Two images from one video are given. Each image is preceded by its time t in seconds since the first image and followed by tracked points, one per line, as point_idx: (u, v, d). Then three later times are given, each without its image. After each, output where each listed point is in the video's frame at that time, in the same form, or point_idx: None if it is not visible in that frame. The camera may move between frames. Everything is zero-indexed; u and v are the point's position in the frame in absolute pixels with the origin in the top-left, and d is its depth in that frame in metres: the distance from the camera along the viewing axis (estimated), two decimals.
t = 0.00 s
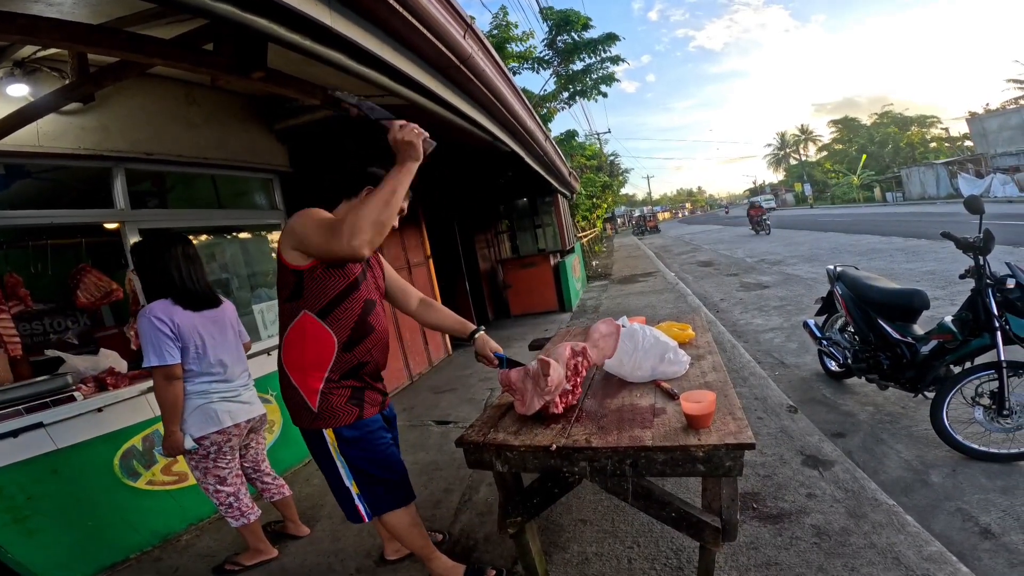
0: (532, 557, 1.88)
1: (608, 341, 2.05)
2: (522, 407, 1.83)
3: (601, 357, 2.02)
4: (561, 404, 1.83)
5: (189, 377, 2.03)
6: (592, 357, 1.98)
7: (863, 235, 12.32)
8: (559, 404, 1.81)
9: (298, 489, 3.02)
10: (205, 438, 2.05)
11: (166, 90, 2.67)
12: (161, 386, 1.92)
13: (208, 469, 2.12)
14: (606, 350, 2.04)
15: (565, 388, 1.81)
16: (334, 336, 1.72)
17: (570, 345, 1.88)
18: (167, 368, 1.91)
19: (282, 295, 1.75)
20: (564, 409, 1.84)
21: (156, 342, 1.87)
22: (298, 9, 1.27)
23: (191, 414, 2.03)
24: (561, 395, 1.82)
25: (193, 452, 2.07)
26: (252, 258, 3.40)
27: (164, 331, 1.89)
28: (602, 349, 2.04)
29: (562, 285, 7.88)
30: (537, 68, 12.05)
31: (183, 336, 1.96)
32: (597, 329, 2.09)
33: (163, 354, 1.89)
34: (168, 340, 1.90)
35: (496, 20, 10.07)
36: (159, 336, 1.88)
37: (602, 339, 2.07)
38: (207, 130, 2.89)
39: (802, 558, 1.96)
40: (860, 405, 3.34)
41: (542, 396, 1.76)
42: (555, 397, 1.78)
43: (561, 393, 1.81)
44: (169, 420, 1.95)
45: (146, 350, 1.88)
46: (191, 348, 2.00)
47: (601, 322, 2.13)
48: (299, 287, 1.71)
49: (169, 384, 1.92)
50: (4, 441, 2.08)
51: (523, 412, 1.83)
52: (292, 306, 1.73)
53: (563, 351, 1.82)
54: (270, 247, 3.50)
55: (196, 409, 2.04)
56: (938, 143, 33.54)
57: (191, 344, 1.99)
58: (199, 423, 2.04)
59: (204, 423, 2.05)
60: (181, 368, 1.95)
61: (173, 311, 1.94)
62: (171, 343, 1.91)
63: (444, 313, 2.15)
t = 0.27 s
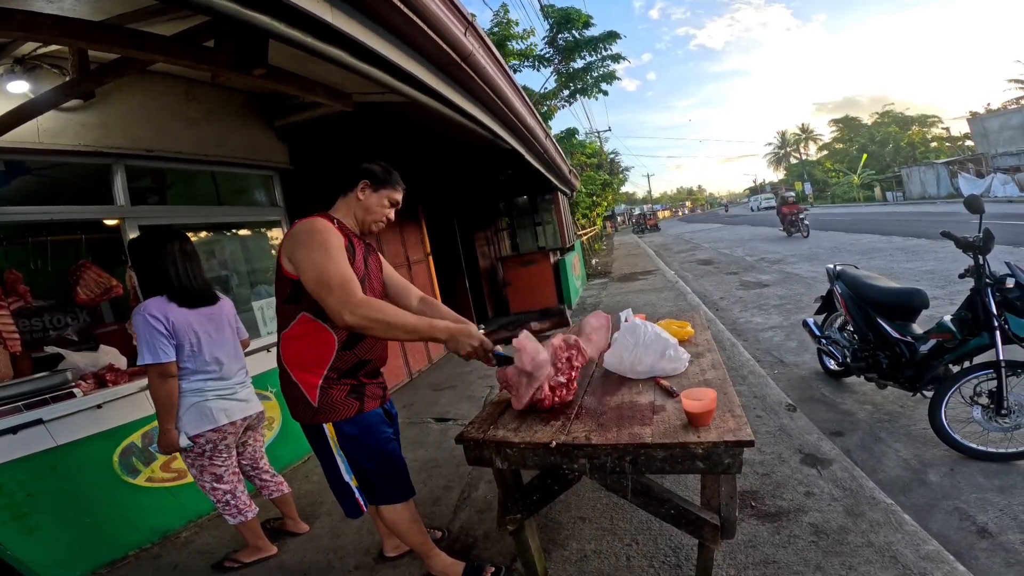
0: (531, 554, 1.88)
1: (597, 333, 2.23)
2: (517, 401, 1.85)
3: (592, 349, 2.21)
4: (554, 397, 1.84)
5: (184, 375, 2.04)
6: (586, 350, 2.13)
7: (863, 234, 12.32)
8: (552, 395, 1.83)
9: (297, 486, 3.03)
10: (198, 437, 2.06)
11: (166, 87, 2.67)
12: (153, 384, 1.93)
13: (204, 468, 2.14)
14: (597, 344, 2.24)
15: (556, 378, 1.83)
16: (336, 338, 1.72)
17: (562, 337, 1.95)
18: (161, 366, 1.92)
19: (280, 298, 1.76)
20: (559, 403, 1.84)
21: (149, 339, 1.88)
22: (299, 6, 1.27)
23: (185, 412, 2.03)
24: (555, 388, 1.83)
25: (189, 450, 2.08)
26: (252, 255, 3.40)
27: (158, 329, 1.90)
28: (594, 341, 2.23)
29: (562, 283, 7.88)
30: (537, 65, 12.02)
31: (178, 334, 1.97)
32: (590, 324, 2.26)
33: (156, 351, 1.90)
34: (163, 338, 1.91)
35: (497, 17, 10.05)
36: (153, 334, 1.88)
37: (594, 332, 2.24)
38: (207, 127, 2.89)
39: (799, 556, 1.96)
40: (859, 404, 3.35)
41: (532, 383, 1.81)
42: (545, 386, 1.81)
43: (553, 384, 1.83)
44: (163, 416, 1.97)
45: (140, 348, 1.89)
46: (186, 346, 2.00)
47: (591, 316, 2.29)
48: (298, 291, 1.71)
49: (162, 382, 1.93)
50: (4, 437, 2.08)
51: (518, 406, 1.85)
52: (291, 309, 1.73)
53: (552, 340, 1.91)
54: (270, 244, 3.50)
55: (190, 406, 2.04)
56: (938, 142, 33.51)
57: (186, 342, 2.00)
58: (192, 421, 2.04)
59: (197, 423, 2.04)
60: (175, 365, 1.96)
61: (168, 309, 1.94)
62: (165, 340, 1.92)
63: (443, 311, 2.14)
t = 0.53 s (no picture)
0: (531, 554, 1.88)
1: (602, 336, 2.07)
2: (517, 402, 1.85)
3: (598, 352, 2.03)
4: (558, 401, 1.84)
5: (176, 377, 2.04)
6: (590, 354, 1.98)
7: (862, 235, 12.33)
8: (556, 400, 1.82)
9: (297, 486, 3.02)
10: (191, 439, 2.05)
11: (166, 87, 2.67)
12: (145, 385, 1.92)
13: (199, 470, 2.13)
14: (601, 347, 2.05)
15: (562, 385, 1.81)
16: (327, 333, 1.72)
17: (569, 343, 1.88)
18: (152, 368, 1.91)
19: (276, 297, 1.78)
20: (560, 405, 1.85)
21: (140, 341, 1.88)
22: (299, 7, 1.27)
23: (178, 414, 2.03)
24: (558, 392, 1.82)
25: (182, 452, 2.08)
26: (252, 255, 3.40)
27: (149, 331, 1.90)
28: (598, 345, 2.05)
29: (561, 283, 7.88)
30: (537, 66, 12.03)
31: (169, 336, 1.96)
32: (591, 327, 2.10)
33: (147, 353, 1.89)
34: (153, 340, 1.91)
35: (496, 17, 10.05)
36: (144, 336, 1.88)
37: (596, 334, 2.08)
38: (206, 127, 2.89)
39: (799, 556, 1.97)
40: (858, 404, 3.35)
41: (539, 393, 1.78)
42: (553, 394, 1.79)
43: (559, 391, 1.82)
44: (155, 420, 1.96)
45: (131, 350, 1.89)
46: (177, 348, 2.00)
47: (595, 320, 2.14)
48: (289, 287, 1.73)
49: (153, 384, 1.93)
50: (3, 438, 2.08)
51: (518, 406, 1.85)
52: (285, 306, 1.76)
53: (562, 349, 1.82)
54: (270, 245, 3.50)
55: (183, 408, 2.04)
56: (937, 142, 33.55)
57: (177, 344, 1.99)
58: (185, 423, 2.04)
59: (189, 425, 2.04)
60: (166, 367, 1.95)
61: (159, 311, 1.94)
62: (156, 342, 1.91)
63: (441, 310, 2.13)
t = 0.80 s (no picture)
0: (531, 557, 1.88)
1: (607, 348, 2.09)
2: (517, 406, 1.85)
3: (599, 362, 2.07)
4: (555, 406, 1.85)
5: (166, 384, 2.03)
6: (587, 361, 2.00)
7: (861, 236, 12.35)
8: (554, 405, 1.82)
9: (296, 490, 3.01)
10: (182, 446, 2.05)
11: (165, 91, 2.67)
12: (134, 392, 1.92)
13: (196, 475, 2.13)
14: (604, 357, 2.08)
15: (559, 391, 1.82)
16: (331, 334, 1.72)
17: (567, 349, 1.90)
18: (141, 376, 1.91)
19: (280, 292, 1.74)
20: (558, 411, 1.84)
21: (128, 348, 1.88)
22: (297, 10, 1.27)
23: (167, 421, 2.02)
24: (557, 397, 1.84)
25: (174, 459, 2.09)
26: (251, 259, 3.40)
27: (138, 338, 1.89)
28: (600, 356, 2.09)
29: (561, 286, 7.88)
30: (536, 69, 12.07)
31: (159, 343, 1.96)
32: (599, 337, 2.12)
33: (135, 361, 1.89)
34: (142, 347, 1.90)
35: (495, 21, 10.08)
36: (133, 344, 1.88)
37: (602, 345, 2.11)
38: (206, 131, 2.89)
39: (800, 558, 1.96)
40: (858, 406, 3.35)
41: (537, 397, 1.78)
42: (550, 399, 1.80)
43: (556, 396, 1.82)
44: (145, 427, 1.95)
45: (120, 357, 1.88)
46: (167, 354, 2.00)
47: (603, 329, 2.16)
48: (294, 286, 1.70)
49: (142, 392, 1.93)
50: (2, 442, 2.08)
51: (518, 411, 1.85)
52: (289, 305, 1.72)
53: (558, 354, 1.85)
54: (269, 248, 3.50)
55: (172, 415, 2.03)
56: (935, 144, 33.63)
57: (166, 351, 1.99)
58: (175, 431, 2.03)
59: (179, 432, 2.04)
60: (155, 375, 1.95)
61: (148, 318, 1.94)
62: (144, 349, 1.91)
63: (436, 317, 2.15)
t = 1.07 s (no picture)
0: (531, 557, 1.88)
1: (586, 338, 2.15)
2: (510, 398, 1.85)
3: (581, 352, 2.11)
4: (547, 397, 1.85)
5: (157, 388, 2.03)
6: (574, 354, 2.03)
7: (861, 237, 12.37)
8: (545, 394, 1.83)
9: (295, 491, 3.01)
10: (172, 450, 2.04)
11: (164, 91, 2.67)
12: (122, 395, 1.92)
13: (193, 479, 2.13)
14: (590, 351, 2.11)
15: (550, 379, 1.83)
16: (336, 339, 1.72)
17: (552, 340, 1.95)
18: (130, 378, 1.91)
19: (281, 300, 1.75)
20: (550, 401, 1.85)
21: (117, 351, 1.87)
22: (297, 11, 1.27)
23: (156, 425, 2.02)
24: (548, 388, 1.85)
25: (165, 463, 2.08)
26: (251, 259, 3.40)
27: (129, 340, 1.89)
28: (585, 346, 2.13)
29: (560, 286, 7.88)
30: (535, 70, 12.07)
31: (150, 346, 1.96)
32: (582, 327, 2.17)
33: (124, 363, 1.89)
34: (133, 349, 1.90)
35: (495, 21, 10.08)
36: (123, 345, 1.88)
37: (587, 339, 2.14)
38: (205, 131, 2.89)
39: (800, 559, 1.96)
40: (858, 406, 3.35)
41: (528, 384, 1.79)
42: (541, 386, 1.80)
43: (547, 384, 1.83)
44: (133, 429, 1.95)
45: (110, 359, 1.88)
46: (158, 357, 1.99)
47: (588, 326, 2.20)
48: (297, 294, 1.71)
49: (130, 394, 1.92)
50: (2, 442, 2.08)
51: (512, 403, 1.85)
52: (291, 311, 1.73)
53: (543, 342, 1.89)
54: (269, 249, 3.50)
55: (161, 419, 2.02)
56: (935, 145, 33.66)
57: (156, 353, 1.98)
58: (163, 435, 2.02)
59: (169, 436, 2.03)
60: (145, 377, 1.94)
61: (139, 320, 1.94)
62: (134, 351, 1.91)
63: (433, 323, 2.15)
